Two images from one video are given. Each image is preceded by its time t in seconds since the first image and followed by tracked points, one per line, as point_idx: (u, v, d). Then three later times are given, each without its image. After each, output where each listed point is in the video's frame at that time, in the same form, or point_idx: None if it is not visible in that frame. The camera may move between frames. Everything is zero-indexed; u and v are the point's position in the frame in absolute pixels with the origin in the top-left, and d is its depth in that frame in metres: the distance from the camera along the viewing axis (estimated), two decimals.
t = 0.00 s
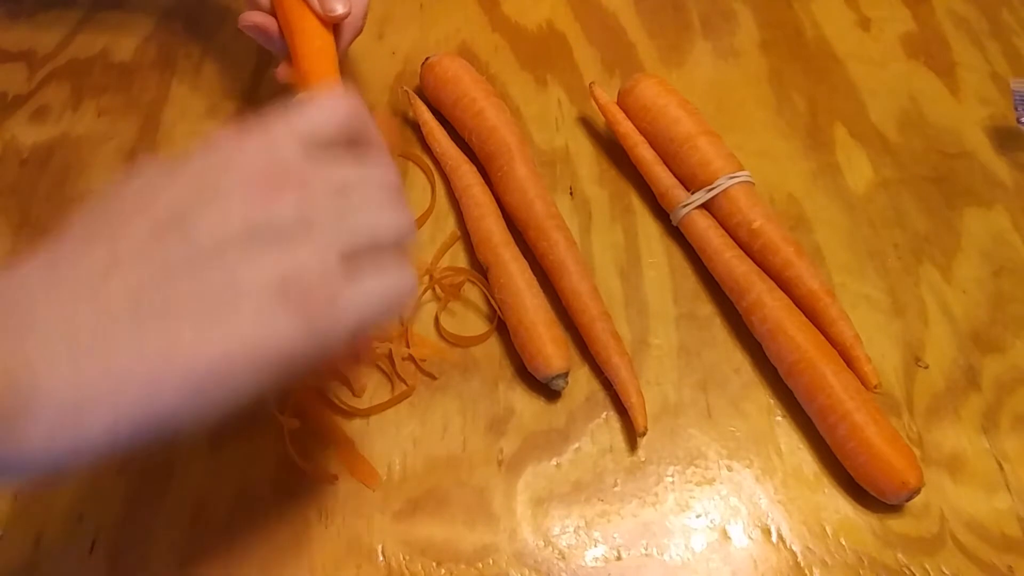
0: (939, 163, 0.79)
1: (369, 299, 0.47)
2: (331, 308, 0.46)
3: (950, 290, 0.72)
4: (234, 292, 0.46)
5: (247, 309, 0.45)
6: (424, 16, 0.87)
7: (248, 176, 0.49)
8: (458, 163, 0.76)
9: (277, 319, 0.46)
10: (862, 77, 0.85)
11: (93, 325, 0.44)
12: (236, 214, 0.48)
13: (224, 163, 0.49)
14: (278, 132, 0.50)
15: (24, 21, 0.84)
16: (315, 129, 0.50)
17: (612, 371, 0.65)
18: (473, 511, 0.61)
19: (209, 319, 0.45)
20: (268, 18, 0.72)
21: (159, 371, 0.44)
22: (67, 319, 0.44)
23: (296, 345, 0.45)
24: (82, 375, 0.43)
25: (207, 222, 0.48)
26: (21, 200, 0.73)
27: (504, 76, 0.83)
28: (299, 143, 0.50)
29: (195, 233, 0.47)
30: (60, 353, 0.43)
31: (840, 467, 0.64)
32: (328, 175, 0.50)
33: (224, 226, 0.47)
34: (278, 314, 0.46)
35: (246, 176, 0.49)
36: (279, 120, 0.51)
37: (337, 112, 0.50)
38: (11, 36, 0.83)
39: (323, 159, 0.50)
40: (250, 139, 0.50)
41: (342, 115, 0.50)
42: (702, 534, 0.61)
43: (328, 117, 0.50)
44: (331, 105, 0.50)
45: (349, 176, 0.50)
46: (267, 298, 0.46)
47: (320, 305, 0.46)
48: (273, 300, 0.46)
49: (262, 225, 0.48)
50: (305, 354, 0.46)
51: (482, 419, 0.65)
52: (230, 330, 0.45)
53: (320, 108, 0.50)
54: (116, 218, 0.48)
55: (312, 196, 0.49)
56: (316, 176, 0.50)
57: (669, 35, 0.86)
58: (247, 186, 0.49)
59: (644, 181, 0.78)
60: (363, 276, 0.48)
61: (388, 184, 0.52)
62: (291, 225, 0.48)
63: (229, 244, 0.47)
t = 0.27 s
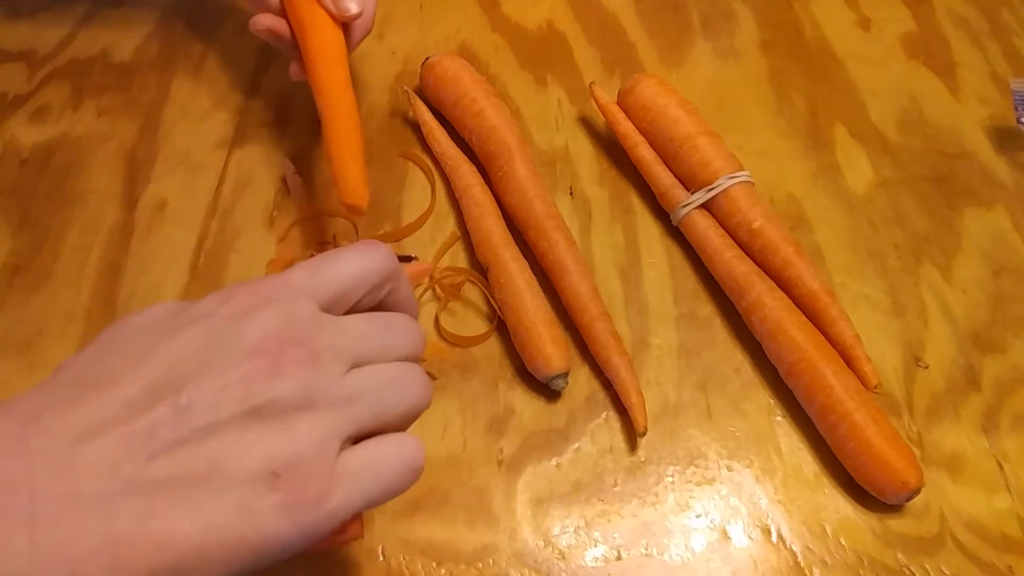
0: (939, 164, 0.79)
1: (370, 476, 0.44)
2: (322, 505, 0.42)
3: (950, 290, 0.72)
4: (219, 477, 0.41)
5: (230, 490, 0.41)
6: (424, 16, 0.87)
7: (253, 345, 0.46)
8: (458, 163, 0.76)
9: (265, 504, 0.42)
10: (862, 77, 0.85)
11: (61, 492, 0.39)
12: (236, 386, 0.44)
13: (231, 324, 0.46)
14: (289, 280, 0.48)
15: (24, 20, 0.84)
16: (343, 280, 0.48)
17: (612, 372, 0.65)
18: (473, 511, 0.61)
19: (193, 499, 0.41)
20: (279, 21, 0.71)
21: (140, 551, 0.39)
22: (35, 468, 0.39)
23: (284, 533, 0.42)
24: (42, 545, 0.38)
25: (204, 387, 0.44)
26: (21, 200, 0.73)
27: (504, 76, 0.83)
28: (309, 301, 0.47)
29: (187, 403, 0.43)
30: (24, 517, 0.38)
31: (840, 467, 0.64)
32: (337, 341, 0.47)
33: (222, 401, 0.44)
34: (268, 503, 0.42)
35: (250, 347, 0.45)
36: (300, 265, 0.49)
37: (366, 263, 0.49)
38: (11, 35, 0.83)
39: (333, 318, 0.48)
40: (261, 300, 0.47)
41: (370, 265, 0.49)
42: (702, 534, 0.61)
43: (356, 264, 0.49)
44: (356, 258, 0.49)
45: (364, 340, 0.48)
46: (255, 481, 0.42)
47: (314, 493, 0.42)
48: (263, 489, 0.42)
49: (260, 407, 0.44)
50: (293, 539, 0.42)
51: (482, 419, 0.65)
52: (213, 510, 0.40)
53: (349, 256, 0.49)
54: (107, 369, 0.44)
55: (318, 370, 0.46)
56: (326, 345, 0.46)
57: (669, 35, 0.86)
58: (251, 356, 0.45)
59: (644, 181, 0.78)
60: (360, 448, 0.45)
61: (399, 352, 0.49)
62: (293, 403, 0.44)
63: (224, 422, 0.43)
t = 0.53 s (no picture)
0: (939, 164, 0.79)
1: (353, 454, 0.45)
2: (304, 484, 0.43)
3: (950, 290, 0.72)
4: (203, 456, 0.42)
5: (213, 468, 0.42)
6: (424, 16, 0.87)
7: (241, 320, 0.45)
8: (458, 163, 0.76)
9: (247, 483, 0.42)
10: (862, 77, 0.85)
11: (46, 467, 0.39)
12: (222, 362, 0.44)
13: (219, 296, 0.46)
14: (283, 250, 0.47)
15: (23, 21, 0.84)
16: (335, 253, 0.48)
17: (612, 372, 0.65)
18: (473, 511, 0.61)
19: (178, 476, 0.41)
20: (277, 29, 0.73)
21: (122, 526, 0.40)
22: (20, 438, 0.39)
23: (264, 512, 0.43)
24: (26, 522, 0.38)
25: (190, 361, 0.43)
26: (21, 200, 0.73)
27: (504, 76, 0.83)
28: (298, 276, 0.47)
29: (174, 378, 0.43)
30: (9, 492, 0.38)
31: (840, 467, 0.64)
32: (326, 317, 0.46)
33: (208, 376, 0.43)
34: (249, 482, 0.42)
35: (238, 321, 0.45)
36: (294, 234, 0.49)
37: (360, 237, 0.49)
38: (11, 35, 0.83)
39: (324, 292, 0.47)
40: (251, 271, 0.46)
41: (363, 238, 0.49)
42: (702, 535, 0.61)
43: (352, 236, 0.49)
44: (351, 231, 0.49)
45: (355, 315, 0.47)
46: (238, 461, 0.42)
47: (295, 473, 0.43)
48: (246, 470, 0.42)
49: (246, 385, 0.44)
50: (272, 515, 0.43)
51: (482, 419, 0.65)
52: (194, 490, 0.41)
53: (347, 228, 0.49)
54: (94, 338, 0.43)
55: (307, 346, 0.45)
56: (316, 320, 0.46)
57: (669, 35, 0.86)
58: (238, 332, 0.45)
59: (644, 181, 0.78)
60: (344, 427, 0.45)
61: (393, 324, 0.49)
62: (280, 381, 0.44)
63: (209, 397, 0.43)
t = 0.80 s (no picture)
0: (939, 163, 0.79)
1: (341, 283, 0.45)
2: (296, 305, 0.44)
3: (950, 290, 0.72)
4: (197, 284, 0.43)
5: (209, 298, 0.43)
6: (424, 16, 0.87)
7: (217, 163, 0.45)
8: (458, 163, 0.76)
9: (242, 306, 0.43)
10: (862, 77, 0.85)
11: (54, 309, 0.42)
12: (201, 206, 0.44)
13: (194, 148, 0.45)
14: (254, 105, 0.46)
15: (24, 21, 0.84)
16: (300, 109, 0.46)
17: (612, 371, 0.65)
18: (473, 511, 0.61)
19: (174, 305, 0.42)
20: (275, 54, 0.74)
21: (128, 356, 0.41)
22: (29, 290, 0.42)
23: (262, 332, 0.43)
24: (45, 360, 0.41)
25: (171, 208, 0.44)
26: (21, 201, 0.73)
27: (504, 76, 0.83)
28: (272, 123, 0.46)
29: (160, 219, 0.43)
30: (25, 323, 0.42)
31: (840, 467, 0.64)
32: (304, 159, 0.46)
33: (188, 220, 0.43)
34: (244, 306, 0.43)
35: (215, 161, 0.45)
36: (260, 94, 0.47)
37: (323, 91, 0.47)
38: (11, 36, 0.83)
39: (302, 138, 0.47)
40: (220, 124, 0.46)
41: (329, 95, 0.47)
42: (702, 534, 0.61)
43: (307, 96, 0.46)
44: (313, 87, 0.47)
45: (327, 157, 0.47)
46: (232, 288, 0.43)
47: (289, 300, 0.44)
48: (240, 292, 0.43)
49: (229, 218, 0.44)
50: (270, 340, 0.44)
51: (482, 419, 0.65)
52: (194, 320, 0.42)
53: (307, 85, 0.47)
54: (80, 202, 0.44)
55: (285, 184, 0.45)
56: (292, 163, 0.46)
57: (669, 35, 0.86)
58: (217, 173, 0.44)
59: (644, 181, 0.78)
60: (332, 259, 0.46)
61: (370, 180, 0.49)
62: (260, 215, 0.44)
63: (192, 237, 0.43)
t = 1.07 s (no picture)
0: (939, 163, 0.79)
1: (371, 204, 0.55)
2: (339, 214, 0.54)
3: (950, 290, 0.72)
4: (244, 192, 0.51)
5: (257, 203, 0.51)
6: (424, 16, 0.87)
7: (250, 94, 0.55)
8: (458, 163, 0.76)
9: (292, 213, 0.52)
10: (862, 77, 0.85)
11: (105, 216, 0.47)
12: (243, 125, 0.54)
13: (227, 81, 0.55)
14: (269, 50, 0.57)
15: (24, 21, 0.84)
16: (313, 49, 0.58)
17: (612, 371, 0.65)
18: (473, 511, 0.61)
19: (222, 215, 0.50)
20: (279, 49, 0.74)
21: (188, 255, 0.48)
22: (78, 194, 0.47)
23: (308, 239, 0.52)
24: (104, 258, 0.46)
25: (217, 128, 0.53)
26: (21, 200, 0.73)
27: (504, 76, 0.83)
28: (295, 65, 0.57)
29: (205, 137, 0.53)
30: (86, 227, 0.46)
31: (840, 467, 0.64)
32: (324, 91, 0.57)
33: (233, 137, 0.53)
34: (293, 212, 0.52)
35: (250, 93, 0.55)
36: (276, 38, 0.58)
37: (332, 36, 0.58)
38: (11, 36, 0.83)
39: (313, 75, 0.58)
40: (249, 60, 0.57)
41: (339, 42, 0.59)
42: (702, 534, 0.61)
43: (320, 37, 0.58)
44: (321, 32, 0.58)
45: (343, 94, 0.58)
46: (279, 197, 0.52)
47: (330, 205, 0.53)
48: (287, 202, 0.52)
49: (270, 139, 0.54)
50: (318, 246, 0.53)
51: (482, 419, 0.65)
52: (246, 225, 0.50)
53: (314, 32, 0.58)
54: (121, 127, 0.52)
55: (312, 111, 0.56)
56: (315, 92, 0.57)
57: (669, 35, 0.86)
58: (253, 101, 0.55)
59: (644, 181, 0.78)
60: (361, 177, 0.56)
61: (382, 108, 0.60)
62: (295, 136, 0.55)
63: (237, 153, 0.53)
